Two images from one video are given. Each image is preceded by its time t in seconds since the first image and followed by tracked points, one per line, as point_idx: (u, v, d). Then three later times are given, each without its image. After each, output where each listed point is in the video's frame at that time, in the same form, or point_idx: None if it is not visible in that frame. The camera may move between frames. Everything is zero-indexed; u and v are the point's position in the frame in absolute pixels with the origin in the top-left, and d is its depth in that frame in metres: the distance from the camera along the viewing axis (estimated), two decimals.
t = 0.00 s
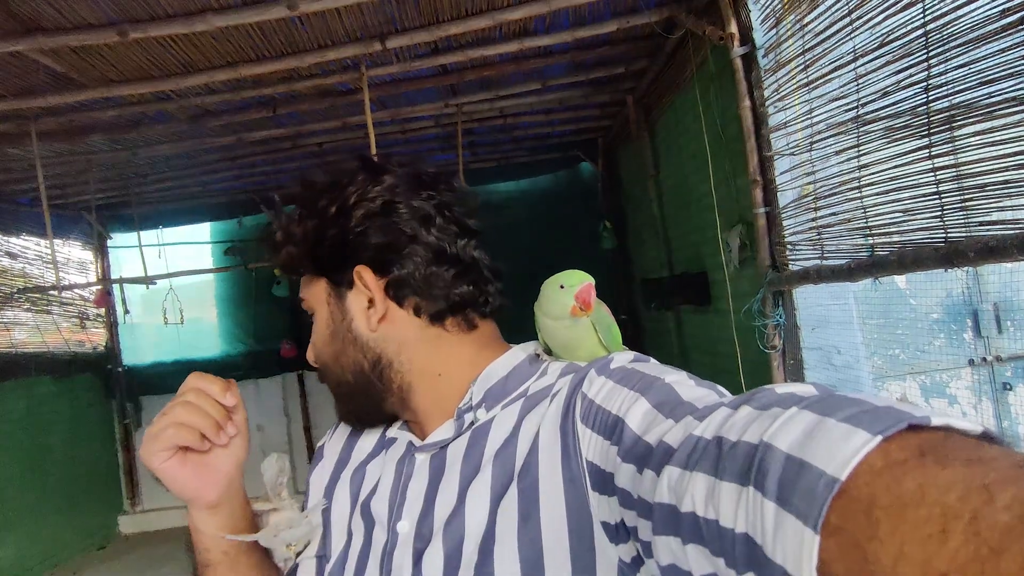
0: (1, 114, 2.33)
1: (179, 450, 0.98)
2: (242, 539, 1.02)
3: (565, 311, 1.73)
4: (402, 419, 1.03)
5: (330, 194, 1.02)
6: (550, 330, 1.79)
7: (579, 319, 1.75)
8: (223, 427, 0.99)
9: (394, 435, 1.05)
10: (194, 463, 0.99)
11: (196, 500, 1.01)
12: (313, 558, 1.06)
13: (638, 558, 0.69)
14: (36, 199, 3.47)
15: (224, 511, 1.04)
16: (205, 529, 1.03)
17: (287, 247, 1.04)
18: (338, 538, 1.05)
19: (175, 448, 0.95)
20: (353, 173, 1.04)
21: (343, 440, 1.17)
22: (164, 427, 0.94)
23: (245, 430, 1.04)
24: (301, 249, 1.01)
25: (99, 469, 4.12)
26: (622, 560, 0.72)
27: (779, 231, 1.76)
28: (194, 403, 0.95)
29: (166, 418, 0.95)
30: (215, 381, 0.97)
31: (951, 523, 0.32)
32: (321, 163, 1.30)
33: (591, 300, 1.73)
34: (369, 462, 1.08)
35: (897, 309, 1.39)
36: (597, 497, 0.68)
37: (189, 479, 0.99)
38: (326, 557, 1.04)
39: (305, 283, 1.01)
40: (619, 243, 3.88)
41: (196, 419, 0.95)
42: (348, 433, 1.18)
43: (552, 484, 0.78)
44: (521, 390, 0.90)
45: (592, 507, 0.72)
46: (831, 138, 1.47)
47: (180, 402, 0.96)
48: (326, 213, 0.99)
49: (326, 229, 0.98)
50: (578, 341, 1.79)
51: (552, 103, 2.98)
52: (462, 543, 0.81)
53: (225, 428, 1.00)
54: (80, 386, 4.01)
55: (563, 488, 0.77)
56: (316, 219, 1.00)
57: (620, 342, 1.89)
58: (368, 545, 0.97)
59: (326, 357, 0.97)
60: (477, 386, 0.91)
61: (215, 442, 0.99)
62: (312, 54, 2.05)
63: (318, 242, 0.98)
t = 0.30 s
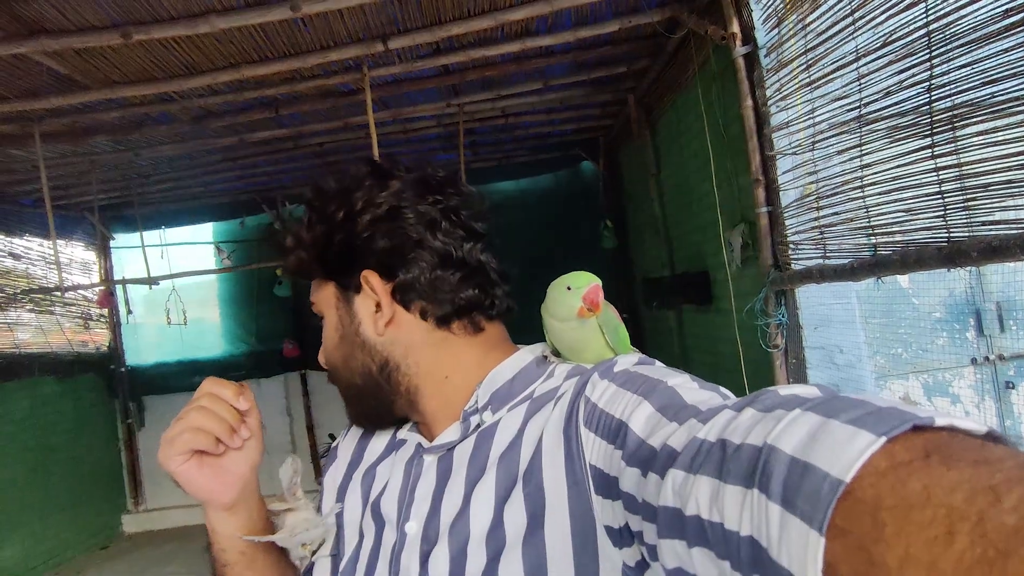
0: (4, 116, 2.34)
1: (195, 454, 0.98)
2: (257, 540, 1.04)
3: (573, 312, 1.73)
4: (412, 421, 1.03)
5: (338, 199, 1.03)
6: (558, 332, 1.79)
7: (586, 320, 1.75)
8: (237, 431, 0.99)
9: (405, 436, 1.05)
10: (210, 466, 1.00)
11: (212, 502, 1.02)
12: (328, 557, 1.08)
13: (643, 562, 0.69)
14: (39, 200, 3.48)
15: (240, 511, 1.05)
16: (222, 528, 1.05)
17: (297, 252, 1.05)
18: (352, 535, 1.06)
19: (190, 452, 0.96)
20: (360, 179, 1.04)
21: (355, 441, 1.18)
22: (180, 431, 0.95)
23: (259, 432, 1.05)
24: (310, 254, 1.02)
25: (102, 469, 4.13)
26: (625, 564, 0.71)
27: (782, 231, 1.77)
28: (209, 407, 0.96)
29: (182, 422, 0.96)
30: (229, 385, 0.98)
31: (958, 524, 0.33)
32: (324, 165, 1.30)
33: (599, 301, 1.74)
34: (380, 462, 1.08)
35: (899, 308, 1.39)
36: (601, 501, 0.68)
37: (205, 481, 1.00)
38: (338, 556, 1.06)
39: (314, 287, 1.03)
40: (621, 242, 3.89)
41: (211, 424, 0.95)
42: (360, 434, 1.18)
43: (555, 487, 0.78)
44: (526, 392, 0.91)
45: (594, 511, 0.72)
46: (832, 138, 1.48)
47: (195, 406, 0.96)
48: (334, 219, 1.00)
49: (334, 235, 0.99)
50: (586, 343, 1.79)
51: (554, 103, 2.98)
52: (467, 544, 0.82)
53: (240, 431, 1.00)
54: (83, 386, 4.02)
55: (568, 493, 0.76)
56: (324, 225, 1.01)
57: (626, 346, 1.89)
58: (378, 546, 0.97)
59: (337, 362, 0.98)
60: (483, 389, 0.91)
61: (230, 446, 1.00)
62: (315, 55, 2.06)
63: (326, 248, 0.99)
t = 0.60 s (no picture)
0: (8, 121, 2.36)
1: (204, 454, 1.00)
2: (265, 537, 1.06)
3: (566, 310, 1.75)
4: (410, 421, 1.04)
5: (336, 204, 1.04)
6: (551, 330, 1.79)
7: (579, 317, 1.77)
8: (244, 431, 1.00)
9: (403, 435, 1.07)
10: (218, 465, 1.01)
11: (220, 499, 1.04)
12: (333, 552, 1.09)
13: (629, 562, 0.70)
14: (43, 203, 3.50)
15: (248, 509, 1.07)
16: (231, 526, 1.06)
17: (296, 257, 1.07)
18: (353, 530, 1.07)
19: (199, 452, 0.97)
20: (357, 183, 1.05)
21: (360, 438, 1.18)
22: (188, 431, 0.96)
23: (266, 432, 1.06)
24: (308, 258, 1.04)
25: (107, 470, 4.16)
26: (614, 564, 0.73)
27: (780, 229, 1.77)
28: (216, 408, 0.98)
29: (189, 423, 0.97)
30: (236, 386, 0.99)
31: (934, 527, 0.34)
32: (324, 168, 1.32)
33: (590, 299, 1.77)
34: (382, 461, 1.09)
35: (898, 304, 1.39)
36: (587, 502, 0.69)
37: (213, 480, 1.01)
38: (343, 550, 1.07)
39: (314, 291, 1.05)
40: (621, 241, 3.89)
41: (218, 423, 0.96)
42: (365, 432, 1.19)
43: (544, 487, 0.79)
44: (520, 392, 0.92)
45: (581, 511, 0.73)
46: (830, 136, 1.48)
47: (203, 407, 0.98)
48: (330, 223, 1.02)
49: (330, 240, 1.00)
50: (579, 341, 1.80)
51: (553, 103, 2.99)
52: (460, 542, 0.83)
53: (246, 431, 1.02)
54: (88, 388, 4.05)
55: (553, 494, 0.78)
56: (322, 229, 1.03)
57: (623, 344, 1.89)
58: (378, 544, 0.98)
59: (338, 364, 1.01)
60: (477, 389, 0.92)
61: (236, 446, 1.01)
62: (314, 58, 2.07)
63: (324, 252, 1.01)
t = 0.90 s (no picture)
0: (15, 124, 2.38)
1: (209, 451, 1.01)
2: (270, 535, 1.06)
3: (566, 306, 1.75)
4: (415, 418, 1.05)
5: (338, 204, 1.04)
6: (553, 326, 1.80)
7: (581, 313, 1.77)
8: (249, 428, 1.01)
9: (408, 432, 1.07)
10: (224, 462, 1.02)
11: (226, 497, 1.05)
12: (339, 549, 1.10)
13: (632, 558, 0.70)
14: (50, 205, 3.53)
15: (254, 505, 1.08)
16: (236, 522, 1.07)
17: (298, 257, 1.08)
18: (359, 528, 1.08)
19: (204, 449, 0.98)
20: (358, 183, 1.06)
21: (364, 436, 1.19)
22: (193, 429, 0.97)
23: (271, 430, 1.07)
24: (310, 258, 1.05)
25: (114, 471, 4.19)
26: (617, 559, 0.73)
27: (783, 226, 1.77)
28: (222, 406, 0.98)
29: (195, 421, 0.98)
30: (241, 384, 1.00)
31: (937, 521, 0.34)
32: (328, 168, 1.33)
33: (592, 293, 1.76)
34: (385, 458, 1.10)
35: (902, 301, 1.39)
36: (591, 497, 0.69)
37: (219, 477, 1.02)
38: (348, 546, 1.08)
39: (317, 290, 1.06)
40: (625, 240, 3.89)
41: (223, 421, 0.97)
42: (368, 430, 1.20)
43: (548, 483, 0.79)
44: (524, 388, 0.92)
45: (585, 507, 0.74)
46: (832, 133, 1.48)
47: (208, 405, 0.99)
48: (332, 223, 1.02)
49: (332, 239, 1.01)
50: (580, 337, 1.80)
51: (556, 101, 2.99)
52: (464, 537, 0.84)
53: (251, 428, 1.02)
54: (95, 389, 4.08)
55: (557, 489, 0.78)
56: (324, 229, 1.03)
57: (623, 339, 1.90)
58: (383, 541, 0.99)
59: (341, 362, 1.01)
60: (480, 386, 0.93)
61: (242, 443, 1.02)
62: (317, 58, 2.08)
63: (326, 252, 1.02)
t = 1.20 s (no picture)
0: (19, 125, 2.39)
1: (208, 455, 1.01)
2: (269, 540, 1.06)
3: (566, 307, 1.75)
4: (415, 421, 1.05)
5: (337, 207, 1.05)
6: (552, 328, 1.80)
7: (580, 314, 1.77)
8: (248, 432, 1.02)
9: (408, 436, 1.08)
10: (223, 467, 1.02)
11: (225, 501, 1.05)
12: (338, 553, 1.10)
13: (634, 560, 0.70)
14: (53, 206, 3.54)
15: (252, 510, 1.08)
16: (235, 527, 1.07)
17: (297, 258, 1.09)
18: (358, 534, 1.08)
19: (204, 453, 0.98)
20: (357, 186, 1.06)
21: (363, 440, 1.19)
22: (192, 433, 0.97)
23: (270, 433, 1.07)
24: (309, 260, 1.05)
25: (117, 471, 4.20)
26: (618, 561, 0.72)
27: (786, 227, 1.76)
28: (221, 410, 0.98)
29: (194, 425, 0.98)
30: (240, 388, 1.00)
31: (936, 519, 0.34)
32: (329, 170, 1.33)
33: (591, 295, 1.76)
34: (385, 461, 1.10)
35: (905, 302, 1.39)
36: (592, 499, 0.69)
37: (218, 481, 1.02)
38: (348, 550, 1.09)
39: (316, 293, 1.06)
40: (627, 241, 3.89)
41: (222, 425, 0.97)
42: (367, 434, 1.20)
43: (549, 485, 0.79)
44: (524, 390, 0.92)
45: (586, 509, 0.74)
46: (835, 134, 1.48)
47: (207, 409, 0.99)
48: (331, 226, 1.03)
49: (332, 242, 1.01)
50: (581, 339, 1.80)
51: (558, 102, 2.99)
52: (465, 540, 0.84)
53: (250, 432, 1.02)
54: (98, 389, 4.09)
55: (558, 491, 0.78)
56: (324, 232, 1.03)
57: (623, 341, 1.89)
58: (383, 543, 0.99)
59: (341, 365, 1.01)
60: (481, 388, 0.93)
61: (241, 446, 1.02)
62: (320, 59, 2.08)
63: (325, 255, 1.02)
